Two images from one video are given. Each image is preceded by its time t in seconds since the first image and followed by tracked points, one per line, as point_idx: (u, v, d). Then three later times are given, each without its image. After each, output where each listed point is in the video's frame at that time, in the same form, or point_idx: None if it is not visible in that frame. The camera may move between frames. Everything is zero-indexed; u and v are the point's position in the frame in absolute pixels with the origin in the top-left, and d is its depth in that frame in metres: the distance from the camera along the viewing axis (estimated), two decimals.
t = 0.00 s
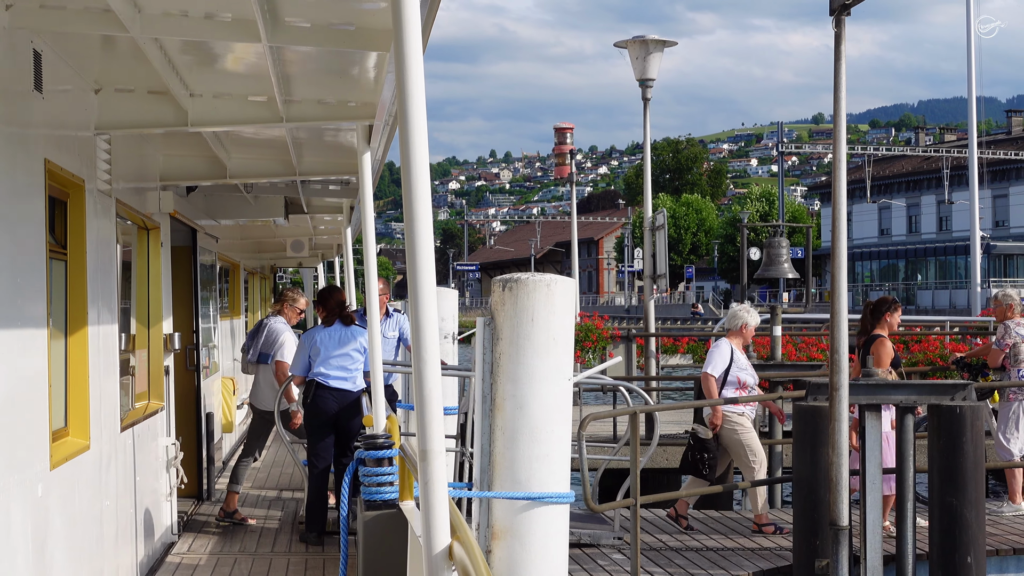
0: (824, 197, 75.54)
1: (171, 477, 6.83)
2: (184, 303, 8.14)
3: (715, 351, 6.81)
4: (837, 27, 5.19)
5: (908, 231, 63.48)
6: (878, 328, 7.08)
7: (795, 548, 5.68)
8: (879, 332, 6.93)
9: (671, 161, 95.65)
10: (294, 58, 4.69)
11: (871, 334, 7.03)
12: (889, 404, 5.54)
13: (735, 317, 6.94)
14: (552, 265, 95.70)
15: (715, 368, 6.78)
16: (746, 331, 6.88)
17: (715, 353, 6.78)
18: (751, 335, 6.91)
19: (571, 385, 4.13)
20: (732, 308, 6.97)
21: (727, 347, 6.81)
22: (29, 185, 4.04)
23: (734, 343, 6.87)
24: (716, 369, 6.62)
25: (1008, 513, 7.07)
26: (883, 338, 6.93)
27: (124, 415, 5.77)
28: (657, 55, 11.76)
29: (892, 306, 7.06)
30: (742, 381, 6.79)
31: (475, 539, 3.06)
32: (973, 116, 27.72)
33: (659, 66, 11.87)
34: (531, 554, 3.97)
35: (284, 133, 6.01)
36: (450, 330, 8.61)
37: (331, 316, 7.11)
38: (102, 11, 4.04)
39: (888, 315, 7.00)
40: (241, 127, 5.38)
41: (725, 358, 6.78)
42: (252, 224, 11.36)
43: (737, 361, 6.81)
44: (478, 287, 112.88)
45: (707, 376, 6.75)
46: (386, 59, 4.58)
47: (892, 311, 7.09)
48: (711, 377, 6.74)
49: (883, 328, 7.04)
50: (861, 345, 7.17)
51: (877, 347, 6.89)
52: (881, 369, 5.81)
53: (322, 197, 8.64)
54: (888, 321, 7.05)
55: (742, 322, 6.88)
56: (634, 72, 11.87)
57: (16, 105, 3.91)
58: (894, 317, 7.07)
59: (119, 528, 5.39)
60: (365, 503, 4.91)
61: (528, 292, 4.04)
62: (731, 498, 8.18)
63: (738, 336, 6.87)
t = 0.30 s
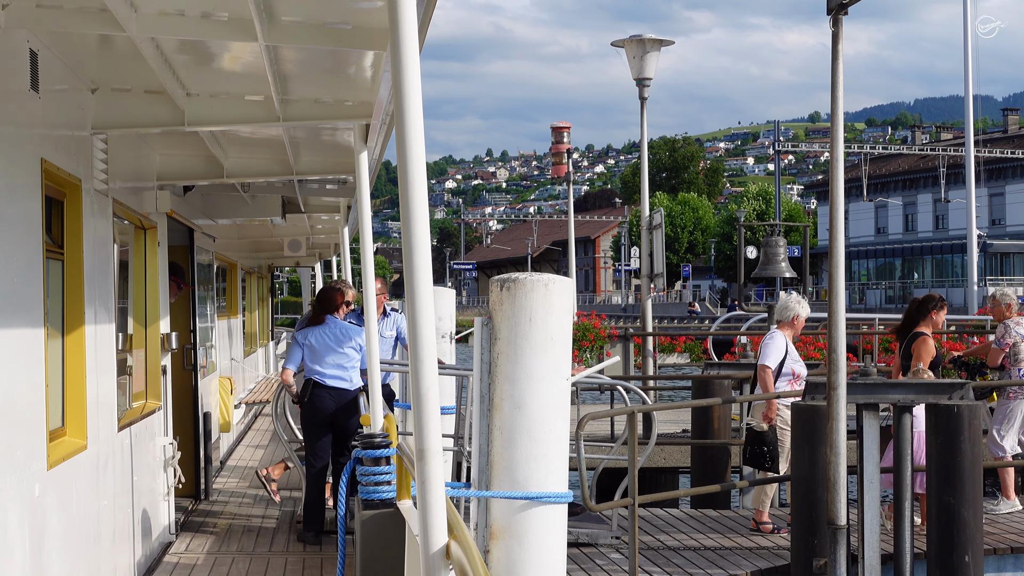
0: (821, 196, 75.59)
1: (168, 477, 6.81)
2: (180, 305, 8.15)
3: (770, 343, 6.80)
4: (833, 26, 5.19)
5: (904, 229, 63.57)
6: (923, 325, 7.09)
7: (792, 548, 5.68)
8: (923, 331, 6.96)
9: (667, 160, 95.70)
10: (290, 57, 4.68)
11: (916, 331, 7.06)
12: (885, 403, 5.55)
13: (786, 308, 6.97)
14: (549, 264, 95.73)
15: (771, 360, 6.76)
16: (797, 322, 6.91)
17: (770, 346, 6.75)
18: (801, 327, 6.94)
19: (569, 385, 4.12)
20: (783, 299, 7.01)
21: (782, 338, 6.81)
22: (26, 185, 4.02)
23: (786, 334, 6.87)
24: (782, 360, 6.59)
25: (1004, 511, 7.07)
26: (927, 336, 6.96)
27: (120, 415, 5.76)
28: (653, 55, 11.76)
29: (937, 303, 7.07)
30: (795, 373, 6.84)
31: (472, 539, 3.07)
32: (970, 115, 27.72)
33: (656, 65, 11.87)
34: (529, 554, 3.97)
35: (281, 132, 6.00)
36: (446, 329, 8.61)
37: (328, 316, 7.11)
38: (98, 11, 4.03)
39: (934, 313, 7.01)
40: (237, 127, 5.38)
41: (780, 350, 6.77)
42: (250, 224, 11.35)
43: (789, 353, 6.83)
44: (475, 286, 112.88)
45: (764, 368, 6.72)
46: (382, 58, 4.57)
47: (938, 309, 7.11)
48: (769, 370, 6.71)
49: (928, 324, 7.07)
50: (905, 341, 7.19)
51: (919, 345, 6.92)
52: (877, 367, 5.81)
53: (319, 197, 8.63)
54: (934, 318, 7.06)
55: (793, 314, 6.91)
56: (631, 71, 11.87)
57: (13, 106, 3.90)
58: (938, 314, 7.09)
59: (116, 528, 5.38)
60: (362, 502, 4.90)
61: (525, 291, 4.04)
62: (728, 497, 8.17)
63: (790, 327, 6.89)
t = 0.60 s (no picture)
0: (817, 194, 75.63)
1: (165, 478, 6.81)
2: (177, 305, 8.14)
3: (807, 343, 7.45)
4: (829, 25, 5.19)
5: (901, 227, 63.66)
6: (963, 323, 7.12)
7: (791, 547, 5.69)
8: (962, 330, 7.01)
9: (663, 158, 95.75)
10: (286, 58, 4.67)
11: (955, 330, 7.11)
12: (882, 402, 5.56)
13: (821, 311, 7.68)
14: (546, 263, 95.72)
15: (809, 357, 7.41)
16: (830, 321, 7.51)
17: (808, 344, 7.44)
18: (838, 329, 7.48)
19: (567, 385, 4.13)
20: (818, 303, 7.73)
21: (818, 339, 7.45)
22: (21, 186, 4.01)
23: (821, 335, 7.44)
24: (824, 355, 7.05)
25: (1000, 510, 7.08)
26: (967, 335, 7.01)
27: (117, 417, 5.74)
28: (649, 54, 11.77)
29: (978, 301, 7.09)
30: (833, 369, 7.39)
31: (469, 539, 3.07)
32: (964, 114, 27.69)
33: (652, 65, 11.88)
34: (527, 555, 3.97)
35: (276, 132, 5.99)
36: (444, 330, 8.56)
37: (324, 317, 7.10)
38: (93, 12, 4.02)
39: (974, 312, 7.04)
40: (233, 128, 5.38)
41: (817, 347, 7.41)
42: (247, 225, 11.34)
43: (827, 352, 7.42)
44: (471, 285, 112.84)
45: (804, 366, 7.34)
46: (377, 58, 4.57)
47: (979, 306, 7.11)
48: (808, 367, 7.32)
49: (968, 323, 7.11)
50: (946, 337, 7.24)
51: (959, 344, 6.98)
52: (875, 366, 5.81)
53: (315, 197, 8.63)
54: (974, 316, 7.08)
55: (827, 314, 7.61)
56: (628, 71, 11.87)
57: (9, 108, 3.90)
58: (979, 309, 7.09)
59: (113, 529, 5.38)
60: (359, 503, 4.92)
61: (523, 292, 4.04)
62: (725, 496, 8.17)
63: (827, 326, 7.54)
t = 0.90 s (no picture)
0: (811, 193, 75.69)
1: (161, 480, 6.79)
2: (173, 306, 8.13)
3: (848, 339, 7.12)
4: (825, 25, 5.20)
5: (895, 226, 63.78)
6: (1002, 322, 7.06)
7: (786, 547, 5.70)
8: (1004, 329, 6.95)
9: (657, 158, 95.78)
10: (280, 58, 4.66)
11: (996, 327, 7.04)
12: (878, 401, 5.56)
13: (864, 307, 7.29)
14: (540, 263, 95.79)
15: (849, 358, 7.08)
16: (875, 320, 7.23)
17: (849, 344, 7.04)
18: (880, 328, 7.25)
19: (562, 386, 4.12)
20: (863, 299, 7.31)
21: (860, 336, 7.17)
22: (16, 189, 4.00)
23: (862, 331, 7.15)
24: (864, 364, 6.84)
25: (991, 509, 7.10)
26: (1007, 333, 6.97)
27: (113, 419, 5.71)
28: (644, 54, 11.76)
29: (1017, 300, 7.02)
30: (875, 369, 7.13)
31: (464, 539, 3.07)
32: (957, 113, 27.71)
33: (647, 64, 11.88)
34: (522, 555, 3.97)
35: (271, 133, 5.98)
36: (438, 330, 8.58)
37: (320, 318, 7.08)
38: (86, 14, 4.01)
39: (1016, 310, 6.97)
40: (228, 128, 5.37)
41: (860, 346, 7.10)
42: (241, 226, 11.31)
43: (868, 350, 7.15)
44: (466, 285, 112.88)
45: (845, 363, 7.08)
46: (372, 59, 4.56)
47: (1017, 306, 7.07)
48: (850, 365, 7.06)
49: (1008, 322, 7.03)
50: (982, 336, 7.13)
51: (1001, 341, 6.90)
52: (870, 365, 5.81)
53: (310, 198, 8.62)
54: (1013, 316, 7.02)
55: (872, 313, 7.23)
56: (622, 71, 11.87)
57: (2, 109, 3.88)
58: (1023, 309, 7.19)
59: (109, 530, 5.37)
60: (354, 503, 4.90)
61: (518, 293, 4.03)
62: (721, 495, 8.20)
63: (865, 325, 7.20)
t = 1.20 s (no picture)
0: (805, 193, 75.79)
1: (155, 480, 6.78)
2: (167, 305, 8.10)
3: (883, 341, 6.99)
4: (820, 25, 5.21)
5: (889, 225, 63.92)
6: None
7: (782, 546, 5.70)
8: None
9: (652, 158, 95.84)
10: (275, 58, 4.65)
11: None
12: (874, 401, 5.57)
13: (895, 304, 7.07)
14: (535, 263, 95.81)
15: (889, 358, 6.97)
16: (908, 317, 7.04)
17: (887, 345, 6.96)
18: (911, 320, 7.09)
19: (558, 386, 4.11)
20: (893, 294, 7.07)
21: (894, 334, 7.02)
22: (10, 188, 3.99)
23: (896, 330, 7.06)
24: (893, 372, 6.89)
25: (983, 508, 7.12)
26: None
27: (107, 419, 5.70)
28: (639, 54, 11.77)
29: None
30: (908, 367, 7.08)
31: (459, 540, 3.07)
32: (953, 113, 27.68)
33: (642, 64, 11.88)
34: (517, 555, 3.97)
35: (265, 132, 5.97)
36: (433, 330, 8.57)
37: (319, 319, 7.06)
38: (80, 13, 4.01)
39: None
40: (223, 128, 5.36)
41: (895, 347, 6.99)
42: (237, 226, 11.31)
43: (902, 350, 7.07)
44: (460, 284, 112.89)
45: (881, 365, 6.93)
46: (367, 58, 4.56)
47: None
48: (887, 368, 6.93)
49: None
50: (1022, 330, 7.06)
51: None
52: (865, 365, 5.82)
53: (305, 198, 8.60)
54: None
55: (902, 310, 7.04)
56: (617, 70, 11.88)
57: None
58: None
59: (103, 531, 5.36)
60: (349, 504, 4.88)
61: (514, 293, 4.02)
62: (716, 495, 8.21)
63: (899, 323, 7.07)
